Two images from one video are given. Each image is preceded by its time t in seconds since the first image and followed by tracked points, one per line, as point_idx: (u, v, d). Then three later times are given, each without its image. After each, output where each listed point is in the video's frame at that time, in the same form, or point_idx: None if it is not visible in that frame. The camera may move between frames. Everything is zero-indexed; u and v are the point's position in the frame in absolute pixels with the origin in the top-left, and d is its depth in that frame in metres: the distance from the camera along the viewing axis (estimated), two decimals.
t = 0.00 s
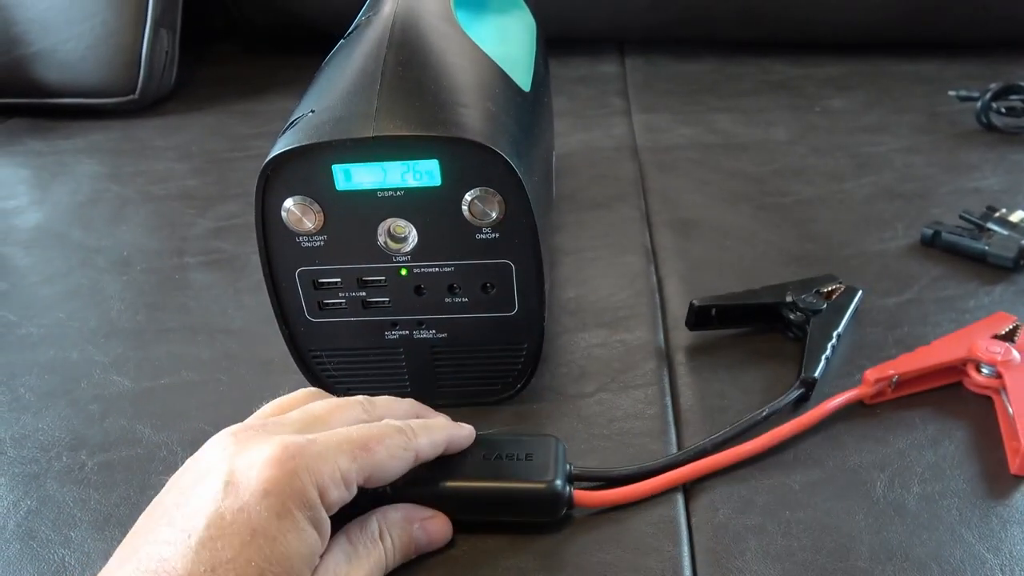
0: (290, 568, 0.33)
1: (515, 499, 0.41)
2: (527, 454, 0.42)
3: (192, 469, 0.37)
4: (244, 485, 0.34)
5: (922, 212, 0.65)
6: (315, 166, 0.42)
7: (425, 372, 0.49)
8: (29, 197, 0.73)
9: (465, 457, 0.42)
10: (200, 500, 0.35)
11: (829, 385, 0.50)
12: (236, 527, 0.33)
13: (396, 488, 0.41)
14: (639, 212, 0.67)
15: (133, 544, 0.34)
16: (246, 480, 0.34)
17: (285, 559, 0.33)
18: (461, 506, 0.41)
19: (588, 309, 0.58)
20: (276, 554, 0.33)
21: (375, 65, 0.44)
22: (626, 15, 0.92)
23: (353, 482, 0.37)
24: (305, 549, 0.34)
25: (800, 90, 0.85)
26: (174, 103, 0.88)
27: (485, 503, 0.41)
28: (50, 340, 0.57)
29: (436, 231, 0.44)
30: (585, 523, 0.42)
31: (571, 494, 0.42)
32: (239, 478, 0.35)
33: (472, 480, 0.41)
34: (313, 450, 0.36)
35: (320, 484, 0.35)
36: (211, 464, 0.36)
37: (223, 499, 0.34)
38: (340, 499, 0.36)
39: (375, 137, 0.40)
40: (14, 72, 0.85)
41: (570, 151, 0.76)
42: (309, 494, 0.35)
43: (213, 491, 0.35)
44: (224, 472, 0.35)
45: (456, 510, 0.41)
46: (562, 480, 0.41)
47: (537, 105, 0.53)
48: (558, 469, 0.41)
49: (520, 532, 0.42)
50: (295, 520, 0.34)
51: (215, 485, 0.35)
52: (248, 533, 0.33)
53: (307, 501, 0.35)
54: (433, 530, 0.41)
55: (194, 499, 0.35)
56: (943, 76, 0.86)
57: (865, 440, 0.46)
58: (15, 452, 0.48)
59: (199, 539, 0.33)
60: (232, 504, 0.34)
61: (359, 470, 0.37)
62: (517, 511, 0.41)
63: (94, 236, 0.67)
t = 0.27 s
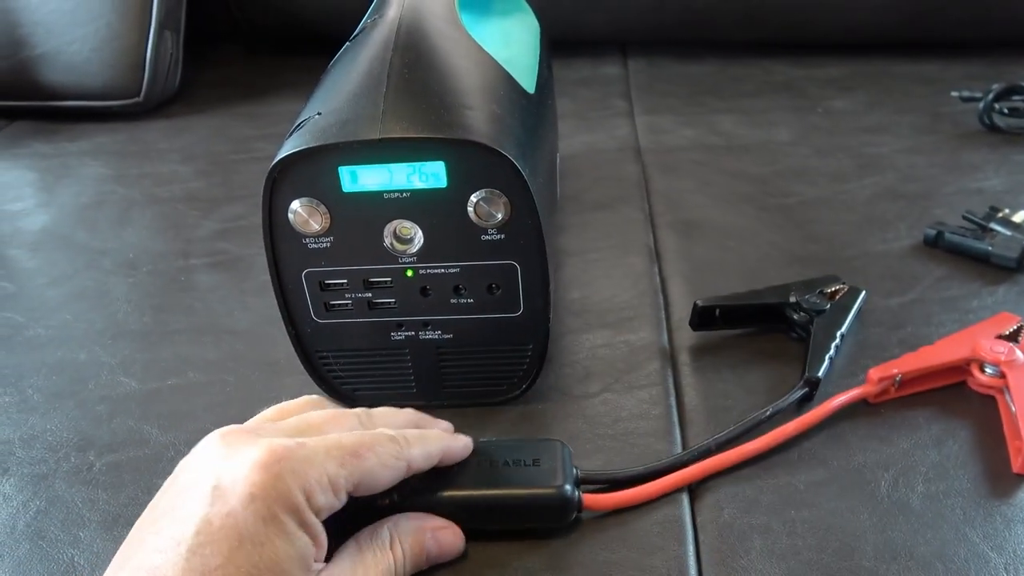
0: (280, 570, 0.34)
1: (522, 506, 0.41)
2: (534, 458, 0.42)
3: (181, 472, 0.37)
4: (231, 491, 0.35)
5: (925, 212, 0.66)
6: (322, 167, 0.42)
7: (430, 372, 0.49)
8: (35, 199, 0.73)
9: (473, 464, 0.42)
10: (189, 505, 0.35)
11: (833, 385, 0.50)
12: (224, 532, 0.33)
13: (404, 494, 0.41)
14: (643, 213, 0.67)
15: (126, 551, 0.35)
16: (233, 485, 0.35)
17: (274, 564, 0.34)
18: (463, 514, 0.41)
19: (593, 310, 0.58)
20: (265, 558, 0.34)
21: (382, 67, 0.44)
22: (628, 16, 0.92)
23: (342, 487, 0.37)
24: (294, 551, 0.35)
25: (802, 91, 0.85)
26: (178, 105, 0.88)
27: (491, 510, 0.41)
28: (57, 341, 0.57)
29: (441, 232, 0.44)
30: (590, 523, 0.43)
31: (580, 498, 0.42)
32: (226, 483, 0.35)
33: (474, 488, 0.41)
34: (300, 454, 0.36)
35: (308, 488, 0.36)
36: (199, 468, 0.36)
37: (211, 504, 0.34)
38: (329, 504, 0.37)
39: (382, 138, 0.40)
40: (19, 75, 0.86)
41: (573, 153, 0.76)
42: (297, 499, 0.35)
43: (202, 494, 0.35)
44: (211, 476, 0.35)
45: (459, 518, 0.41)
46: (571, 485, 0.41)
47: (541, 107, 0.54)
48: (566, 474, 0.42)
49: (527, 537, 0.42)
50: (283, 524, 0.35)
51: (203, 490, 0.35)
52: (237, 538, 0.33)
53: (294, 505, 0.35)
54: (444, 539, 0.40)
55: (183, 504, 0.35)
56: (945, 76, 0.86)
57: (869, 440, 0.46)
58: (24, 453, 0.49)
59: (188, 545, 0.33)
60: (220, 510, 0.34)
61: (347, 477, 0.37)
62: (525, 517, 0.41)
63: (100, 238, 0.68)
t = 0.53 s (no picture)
0: (268, 563, 0.34)
1: (527, 509, 0.41)
2: (538, 461, 0.43)
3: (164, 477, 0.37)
4: (210, 489, 0.35)
5: (926, 214, 0.66)
6: (328, 170, 0.42)
7: (434, 373, 0.50)
8: (41, 201, 0.74)
9: (479, 468, 0.43)
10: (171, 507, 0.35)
11: (834, 386, 0.51)
12: (205, 529, 0.33)
13: (411, 496, 0.42)
14: (645, 215, 0.68)
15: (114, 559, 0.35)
16: (212, 484, 0.35)
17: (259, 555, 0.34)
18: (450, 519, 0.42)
19: (595, 311, 0.58)
20: (250, 551, 0.33)
21: (387, 70, 0.44)
22: (630, 19, 0.92)
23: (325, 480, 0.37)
24: (280, 543, 0.34)
25: (804, 94, 0.85)
26: (183, 107, 0.89)
27: (492, 513, 0.41)
28: (63, 342, 0.57)
29: (445, 234, 0.45)
30: (593, 522, 0.43)
31: (584, 500, 0.42)
32: (205, 481, 0.35)
33: (457, 493, 0.42)
34: (279, 448, 0.36)
35: (289, 480, 0.35)
36: (181, 470, 0.37)
37: (192, 503, 0.34)
38: (313, 496, 0.36)
39: (387, 141, 0.41)
40: (25, 77, 0.86)
41: (576, 155, 0.77)
42: (278, 491, 0.35)
43: (184, 494, 0.35)
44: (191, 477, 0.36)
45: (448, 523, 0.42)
46: (575, 486, 0.42)
47: (544, 109, 0.54)
48: (570, 477, 0.42)
49: (529, 540, 0.43)
50: (266, 516, 0.34)
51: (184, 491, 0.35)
52: (219, 534, 0.33)
53: (276, 497, 0.35)
54: (453, 542, 0.40)
55: (165, 507, 0.35)
56: (946, 79, 0.86)
57: (870, 440, 0.46)
58: (32, 452, 0.49)
59: (171, 545, 0.33)
60: (200, 507, 0.34)
61: (329, 469, 0.37)
62: (529, 520, 0.42)
63: (105, 240, 0.68)
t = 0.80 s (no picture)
0: (262, 546, 0.35)
1: (527, 497, 0.42)
2: (539, 455, 0.43)
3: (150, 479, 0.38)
4: (197, 482, 0.35)
5: (926, 218, 0.66)
6: (332, 175, 0.43)
7: (437, 376, 0.50)
8: (46, 205, 0.74)
9: (479, 462, 0.43)
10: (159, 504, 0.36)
11: (834, 390, 0.51)
12: (196, 520, 0.34)
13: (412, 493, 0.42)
14: (646, 219, 0.68)
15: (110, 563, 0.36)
16: (199, 477, 0.36)
17: (252, 539, 0.34)
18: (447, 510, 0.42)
19: (597, 315, 0.59)
20: (244, 536, 0.34)
21: (391, 76, 0.45)
22: (631, 24, 0.93)
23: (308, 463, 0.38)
24: (272, 526, 0.35)
25: (804, 98, 0.86)
26: (187, 111, 0.89)
27: (492, 502, 0.42)
28: (69, 345, 0.58)
29: (449, 238, 0.45)
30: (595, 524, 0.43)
31: (584, 494, 0.43)
32: (191, 476, 0.36)
33: (453, 482, 0.42)
34: (262, 434, 0.37)
35: (274, 464, 0.37)
36: (167, 466, 0.37)
37: (180, 498, 0.35)
38: (300, 479, 0.38)
39: (391, 147, 0.41)
40: (30, 81, 0.87)
41: (578, 159, 0.77)
42: (264, 475, 0.36)
43: (172, 488, 0.36)
44: (176, 474, 0.36)
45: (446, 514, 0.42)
46: (575, 478, 0.42)
47: (547, 115, 0.55)
48: (570, 468, 0.42)
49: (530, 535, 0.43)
50: (255, 501, 0.35)
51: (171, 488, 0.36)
52: (211, 524, 0.34)
53: (264, 481, 0.36)
54: (444, 505, 0.40)
55: (153, 505, 0.36)
56: (946, 83, 0.87)
57: (870, 443, 0.47)
58: (39, 455, 0.50)
59: (163, 540, 0.34)
60: (189, 500, 0.35)
61: (312, 452, 0.38)
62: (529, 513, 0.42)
63: (110, 244, 0.69)
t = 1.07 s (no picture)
0: (253, 534, 0.35)
1: (535, 509, 0.42)
2: (548, 465, 0.44)
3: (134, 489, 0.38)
4: (185, 479, 0.36)
5: (929, 228, 0.67)
6: (346, 184, 0.44)
7: (447, 382, 0.51)
8: (57, 209, 0.75)
9: (488, 472, 0.44)
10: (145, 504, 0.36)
11: (838, 398, 0.52)
12: (186, 510, 0.35)
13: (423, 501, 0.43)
14: (652, 227, 0.69)
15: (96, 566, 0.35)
16: (186, 473, 0.36)
17: (244, 526, 0.35)
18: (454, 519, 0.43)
19: (603, 322, 0.59)
20: (236, 523, 0.35)
21: (404, 87, 0.45)
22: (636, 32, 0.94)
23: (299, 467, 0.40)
24: (263, 515, 0.36)
25: (808, 108, 0.86)
26: (196, 117, 0.90)
27: (499, 514, 0.42)
28: (82, 349, 0.58)
29: (459, 246, 0.46)
30: (602, 528, 0.44)
31: (592, 503, 0.43)
32: (179, 474, 0.36)
33: (461, 494, 0.43)
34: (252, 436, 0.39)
35: (264, 459, 0.38)
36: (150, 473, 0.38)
37: (166, 494, 0.36)
38: (291, 478, 0.39)
39: (405, 157, 0.42)
40: (41, 86, 0.88)
41: (584, 167, 0.78)
42: (256, 471, 0.37)
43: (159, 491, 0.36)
44: (158, 476, 0.37)
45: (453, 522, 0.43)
46: (584, 490, 0.43)
47: (555, 124, 0.55)
48: (579, 480, 0.43)
49: (538, 541, 0.44)
50: (246, 492, 0.36)
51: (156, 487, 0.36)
52: (201, 511, 0.35)
53: (254, 476, 0.37)
54: (433, 516, 0.41)
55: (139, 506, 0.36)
56: (949, 93, 0.88)
57: (874, 451, 0.47)
58: (53, 457, 0.50)
59: (153, 531, 0.34)
60: (178, 494, 0.36)
61: (303, 454, 0.40)
62: (538, 521, 0.43)
63: (121, 248, 0.69)
